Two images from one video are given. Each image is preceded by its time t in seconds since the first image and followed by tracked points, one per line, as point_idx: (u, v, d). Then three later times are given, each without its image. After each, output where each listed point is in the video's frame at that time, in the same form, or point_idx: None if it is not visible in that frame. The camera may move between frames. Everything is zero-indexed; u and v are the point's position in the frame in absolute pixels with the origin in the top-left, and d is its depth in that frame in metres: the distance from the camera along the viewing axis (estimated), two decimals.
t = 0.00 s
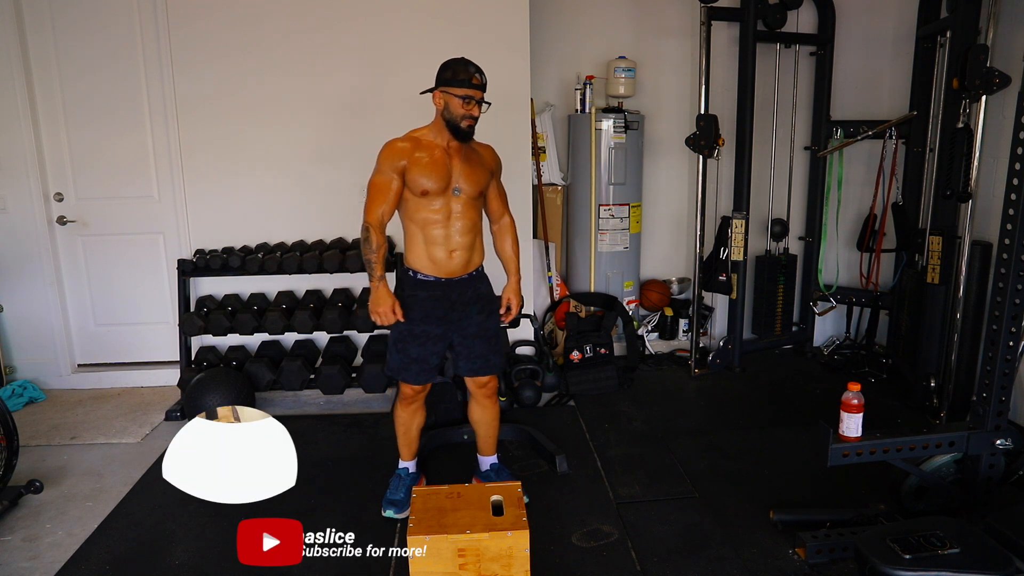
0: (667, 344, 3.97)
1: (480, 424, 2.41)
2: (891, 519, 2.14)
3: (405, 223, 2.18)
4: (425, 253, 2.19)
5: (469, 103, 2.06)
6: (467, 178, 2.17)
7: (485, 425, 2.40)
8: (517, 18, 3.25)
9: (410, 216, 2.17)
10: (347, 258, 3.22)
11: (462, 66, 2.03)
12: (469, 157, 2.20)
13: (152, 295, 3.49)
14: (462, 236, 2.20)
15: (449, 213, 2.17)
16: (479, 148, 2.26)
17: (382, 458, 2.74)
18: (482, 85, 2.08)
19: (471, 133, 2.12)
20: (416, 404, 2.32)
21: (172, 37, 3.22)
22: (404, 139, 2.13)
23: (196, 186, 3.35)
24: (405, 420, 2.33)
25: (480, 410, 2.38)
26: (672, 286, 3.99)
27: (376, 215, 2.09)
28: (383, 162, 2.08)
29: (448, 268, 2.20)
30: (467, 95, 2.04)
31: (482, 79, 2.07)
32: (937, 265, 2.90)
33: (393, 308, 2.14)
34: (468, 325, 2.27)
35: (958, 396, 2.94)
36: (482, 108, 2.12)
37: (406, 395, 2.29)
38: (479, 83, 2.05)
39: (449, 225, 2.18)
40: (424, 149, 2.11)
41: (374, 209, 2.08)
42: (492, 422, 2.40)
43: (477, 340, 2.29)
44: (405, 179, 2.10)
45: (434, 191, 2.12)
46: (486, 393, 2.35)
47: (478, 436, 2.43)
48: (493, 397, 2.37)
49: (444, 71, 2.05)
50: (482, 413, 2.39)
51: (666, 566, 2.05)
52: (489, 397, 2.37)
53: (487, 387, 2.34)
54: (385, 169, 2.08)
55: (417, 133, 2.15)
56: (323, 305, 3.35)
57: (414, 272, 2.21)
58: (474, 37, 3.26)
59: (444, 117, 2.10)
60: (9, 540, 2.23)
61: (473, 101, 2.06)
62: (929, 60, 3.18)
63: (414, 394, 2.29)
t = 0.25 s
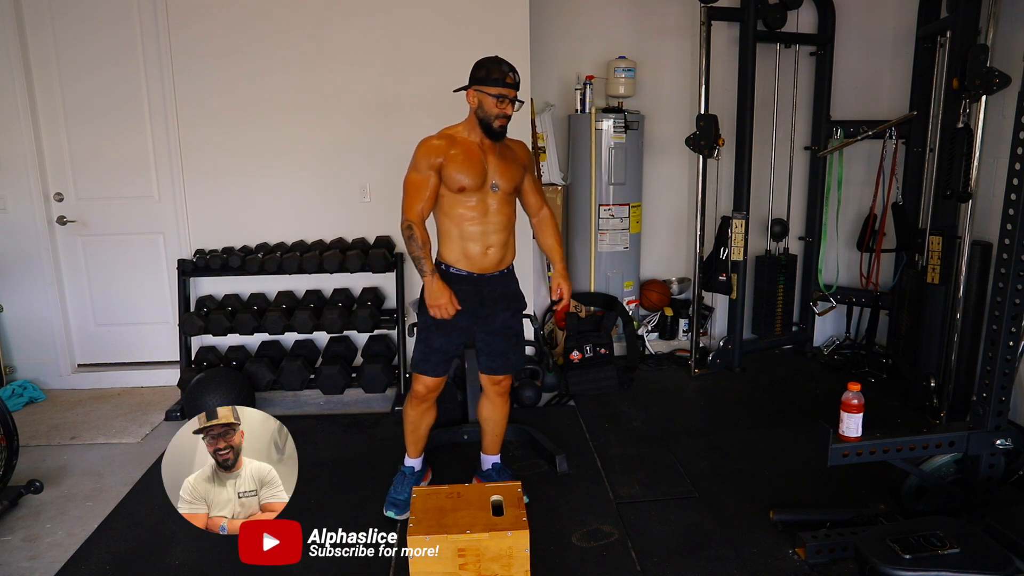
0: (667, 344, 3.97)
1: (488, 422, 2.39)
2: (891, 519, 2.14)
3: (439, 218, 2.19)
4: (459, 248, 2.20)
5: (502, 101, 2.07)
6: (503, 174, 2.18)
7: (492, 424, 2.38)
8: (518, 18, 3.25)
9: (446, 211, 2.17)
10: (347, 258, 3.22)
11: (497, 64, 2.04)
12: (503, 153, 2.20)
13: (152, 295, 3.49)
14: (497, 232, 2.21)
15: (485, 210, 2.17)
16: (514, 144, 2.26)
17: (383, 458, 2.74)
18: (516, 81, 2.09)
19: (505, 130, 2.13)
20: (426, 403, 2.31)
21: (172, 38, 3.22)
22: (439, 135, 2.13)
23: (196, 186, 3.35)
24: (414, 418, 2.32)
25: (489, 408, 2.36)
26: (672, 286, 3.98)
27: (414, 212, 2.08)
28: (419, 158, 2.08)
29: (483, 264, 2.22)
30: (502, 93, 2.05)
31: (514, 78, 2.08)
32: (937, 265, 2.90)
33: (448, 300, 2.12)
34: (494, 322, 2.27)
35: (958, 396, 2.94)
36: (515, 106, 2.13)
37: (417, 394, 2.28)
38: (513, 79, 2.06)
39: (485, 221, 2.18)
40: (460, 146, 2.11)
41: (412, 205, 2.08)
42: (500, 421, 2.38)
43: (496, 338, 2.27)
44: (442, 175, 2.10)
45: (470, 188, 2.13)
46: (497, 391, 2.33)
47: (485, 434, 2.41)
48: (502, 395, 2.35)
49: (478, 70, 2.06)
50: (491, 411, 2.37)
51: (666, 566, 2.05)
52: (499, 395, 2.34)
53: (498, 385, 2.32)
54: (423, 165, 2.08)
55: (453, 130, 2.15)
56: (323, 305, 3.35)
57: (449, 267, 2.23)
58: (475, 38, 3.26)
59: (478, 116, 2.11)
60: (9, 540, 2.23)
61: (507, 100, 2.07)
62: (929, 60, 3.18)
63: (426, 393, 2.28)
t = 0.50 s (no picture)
0: (667, 344, 3.97)
1: (493, 420, 2.40)
2: (891, 519, 2.14)
3: (456, 216, 2.18)
4: (477, 246, 2.19)
5: (519, 101, 2.09)
6: (520, 173, 2.19)
7: (497, 423, 2.40)
8: (518, 18, 3.24)
9: (463, 209, 2.17)
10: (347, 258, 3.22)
11: (513, 64, 2.05)
12: (520, 152, 2.22)
13: (152, 295, 3.49)
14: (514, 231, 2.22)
15: (504, 207, 2.18)
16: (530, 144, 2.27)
17: (383, 458, 2.74)
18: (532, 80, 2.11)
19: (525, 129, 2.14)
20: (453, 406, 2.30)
21: (172, 38, 3.22)
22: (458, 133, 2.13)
23: (196, 187, 3.35)
24: (442, 422, 2.31)
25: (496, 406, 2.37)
26: (672, 286, 3.98)
27: (433, 207, 2.07)
28: (438, 156, 2.08)
29: (500, 263, 2.21)
30: (519, 92, 2.07)
31: (530, 76, 2.09)
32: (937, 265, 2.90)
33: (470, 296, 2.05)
34: (514, 321, 2.26)
35: (958, 396, 2.94)
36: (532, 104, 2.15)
37: (445, 395, 2.28)
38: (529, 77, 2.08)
39: (503, 219, 2.18)
40: (478, 144, 2.12)
41: (431, 201, 2.07)
42: (505, 419, 2.41)
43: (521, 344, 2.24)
44: (460, 172, 2.10)
45: (489, 185, 2.13)
46: (505, 390, 2.34)
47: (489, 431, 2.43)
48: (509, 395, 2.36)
49: (495, 70, 2.08)
50: (497, 409, 2.38)
51: (666, 565, 2.05)
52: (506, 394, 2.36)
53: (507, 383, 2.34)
54: (442, 162, 2.08)
55: (470, 128, 2.16)
56: (323, 305, 3.35)
57: (466, 265, 2.21)
58: (475, 37, 3.26)
59: (495, 116, 2.13)
60: (9, 540, 2.23)
61: (524, 98, 2.08)
62: (929, 60, 3.18)
63: (454, 395, 2.27)
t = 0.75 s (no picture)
0: (667, 344, 3.97)
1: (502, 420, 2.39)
2: (891, 519, 2.14)
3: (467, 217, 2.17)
4: (490, 247, 2.17)
5: (524, 98, 2.06)
6: (532, 173, 2.19)
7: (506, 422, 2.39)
8: (518, 18, 3.24)
9: (475, 209, 2.15)
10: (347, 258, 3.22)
11: (514, 62, 2.04)
12: (531, 153, 2.22)
13: (152, 295, 3.49)
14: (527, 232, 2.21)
15: (516, 207, 2.17)
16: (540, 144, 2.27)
17: (384, 458, 2.74)
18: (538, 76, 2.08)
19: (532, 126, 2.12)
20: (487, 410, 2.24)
21: (172, 38, 3.22)
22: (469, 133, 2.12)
23: (196, 187, 3.35)
24: (479, 428, 2.25)
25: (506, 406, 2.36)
26: (672, 286, 3.98)
27: (441, 207, 2.08)
28: (451, 155, 2.07)
29: (514, 264, 2.20)
30: (522, 89, 2.05)
31: (534, 72, 2.06)
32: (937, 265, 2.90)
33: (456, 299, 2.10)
34: (526, 321, 2.25)
35: (958, 396, 2.94)
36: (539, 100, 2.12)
37: (479, 399, 2.23)
38: (533, 74, 2.05)
39: (516, 219, 2.18)
40: (491, 144, 2.11)
41: (440, 201, 2.07)
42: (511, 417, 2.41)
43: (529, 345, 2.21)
44: (472, 172, 2.10)
45: (502, 185, 2.12)
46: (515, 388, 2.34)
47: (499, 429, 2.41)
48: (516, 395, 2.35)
49: (498, 71, 2.07)
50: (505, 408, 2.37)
51: (666, 565, 2.05)
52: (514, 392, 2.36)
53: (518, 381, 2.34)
54: (454, 162, 2.07)
55: (481, 127, 2.15)
56: (323, 305, 3.35)
57: (479, 266, 2.19)
58: (475, 37, 3.26)
59: (503, 116, 2.12)
60: (9, 540, 2.23)
61: (528, 95, 2.06)
62: (929, 59, 3.18)
63: (489, 398, 2.23)
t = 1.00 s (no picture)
0: (667, 344, 3.97)
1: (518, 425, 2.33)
2: (891, 519, 2.14)
3: (479, 224, 2.09)
4: (506, 254, 2.10)
5: (523, 96, 2.03)
6: (539, 175, 2.14)
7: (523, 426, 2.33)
8: (518, 18, 3.24)
9: (488, 216, 2.08)
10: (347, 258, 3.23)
11: (510, 61, 2.01)
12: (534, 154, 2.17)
13: (152, 295, 3.49)
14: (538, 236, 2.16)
15: (528, 212, 2.11)
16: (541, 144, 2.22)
17: (384, 458, 2.74)
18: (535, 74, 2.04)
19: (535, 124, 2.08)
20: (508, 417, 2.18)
21: (172, 37, 3.22)
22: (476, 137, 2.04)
23: (196, 187, 3.35)
24: (501, 435, 2.18)
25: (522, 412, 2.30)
26: (672, 286, 3.98)
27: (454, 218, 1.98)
28: (463, 161, 1.98)
29: (529, 269, 2.15)
30: (520, 88, 2.02)
31: (531, 69, 2.03)
32: (937, 265, 2.90)
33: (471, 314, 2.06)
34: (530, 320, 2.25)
35: (958, 396, 2.94)
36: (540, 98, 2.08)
37: (500, 407, 2.17)
38: (530, 71, 2.01)
39: (529, 223, 2.12)
40: (500, 147, 2.04)
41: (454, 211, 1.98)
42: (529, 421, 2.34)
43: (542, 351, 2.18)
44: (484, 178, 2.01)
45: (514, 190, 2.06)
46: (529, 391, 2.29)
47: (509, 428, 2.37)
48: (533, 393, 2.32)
49: (495, 73, 2.04)
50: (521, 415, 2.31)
51: (666, 565, 2.05)
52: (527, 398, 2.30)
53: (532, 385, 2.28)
54: (466, 169, 1.98)
55: (485, 130, 2.07)
56: (323, 305, 3.35)
57: (496, 275, 2.12)
58: (475, 38, 3.26)
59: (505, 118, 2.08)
60: (9, 540, 2.23)
61: (527, 93, 2.02)
62: (929, 59, 3.18)
63: (510, 404, 2.17)
